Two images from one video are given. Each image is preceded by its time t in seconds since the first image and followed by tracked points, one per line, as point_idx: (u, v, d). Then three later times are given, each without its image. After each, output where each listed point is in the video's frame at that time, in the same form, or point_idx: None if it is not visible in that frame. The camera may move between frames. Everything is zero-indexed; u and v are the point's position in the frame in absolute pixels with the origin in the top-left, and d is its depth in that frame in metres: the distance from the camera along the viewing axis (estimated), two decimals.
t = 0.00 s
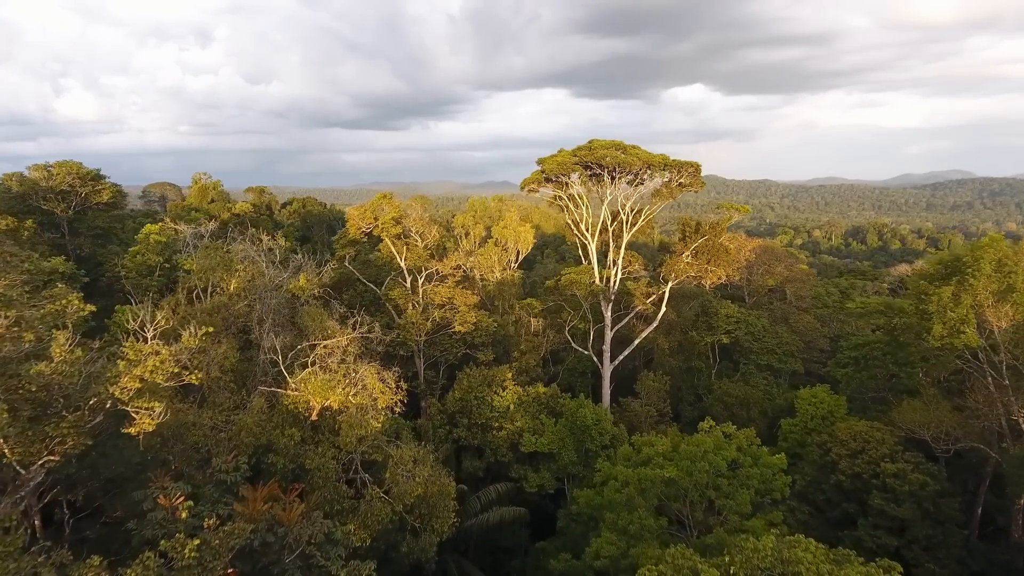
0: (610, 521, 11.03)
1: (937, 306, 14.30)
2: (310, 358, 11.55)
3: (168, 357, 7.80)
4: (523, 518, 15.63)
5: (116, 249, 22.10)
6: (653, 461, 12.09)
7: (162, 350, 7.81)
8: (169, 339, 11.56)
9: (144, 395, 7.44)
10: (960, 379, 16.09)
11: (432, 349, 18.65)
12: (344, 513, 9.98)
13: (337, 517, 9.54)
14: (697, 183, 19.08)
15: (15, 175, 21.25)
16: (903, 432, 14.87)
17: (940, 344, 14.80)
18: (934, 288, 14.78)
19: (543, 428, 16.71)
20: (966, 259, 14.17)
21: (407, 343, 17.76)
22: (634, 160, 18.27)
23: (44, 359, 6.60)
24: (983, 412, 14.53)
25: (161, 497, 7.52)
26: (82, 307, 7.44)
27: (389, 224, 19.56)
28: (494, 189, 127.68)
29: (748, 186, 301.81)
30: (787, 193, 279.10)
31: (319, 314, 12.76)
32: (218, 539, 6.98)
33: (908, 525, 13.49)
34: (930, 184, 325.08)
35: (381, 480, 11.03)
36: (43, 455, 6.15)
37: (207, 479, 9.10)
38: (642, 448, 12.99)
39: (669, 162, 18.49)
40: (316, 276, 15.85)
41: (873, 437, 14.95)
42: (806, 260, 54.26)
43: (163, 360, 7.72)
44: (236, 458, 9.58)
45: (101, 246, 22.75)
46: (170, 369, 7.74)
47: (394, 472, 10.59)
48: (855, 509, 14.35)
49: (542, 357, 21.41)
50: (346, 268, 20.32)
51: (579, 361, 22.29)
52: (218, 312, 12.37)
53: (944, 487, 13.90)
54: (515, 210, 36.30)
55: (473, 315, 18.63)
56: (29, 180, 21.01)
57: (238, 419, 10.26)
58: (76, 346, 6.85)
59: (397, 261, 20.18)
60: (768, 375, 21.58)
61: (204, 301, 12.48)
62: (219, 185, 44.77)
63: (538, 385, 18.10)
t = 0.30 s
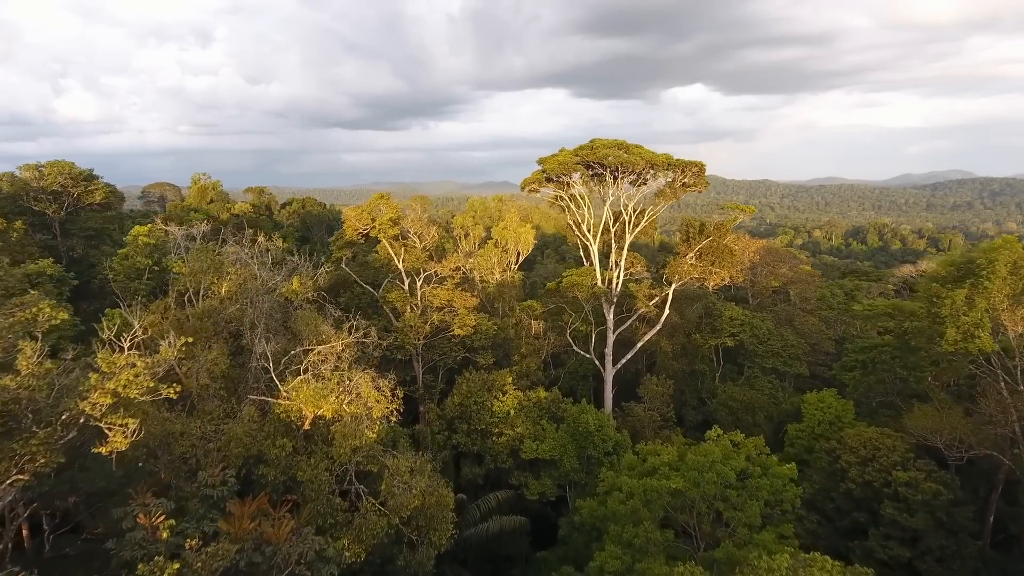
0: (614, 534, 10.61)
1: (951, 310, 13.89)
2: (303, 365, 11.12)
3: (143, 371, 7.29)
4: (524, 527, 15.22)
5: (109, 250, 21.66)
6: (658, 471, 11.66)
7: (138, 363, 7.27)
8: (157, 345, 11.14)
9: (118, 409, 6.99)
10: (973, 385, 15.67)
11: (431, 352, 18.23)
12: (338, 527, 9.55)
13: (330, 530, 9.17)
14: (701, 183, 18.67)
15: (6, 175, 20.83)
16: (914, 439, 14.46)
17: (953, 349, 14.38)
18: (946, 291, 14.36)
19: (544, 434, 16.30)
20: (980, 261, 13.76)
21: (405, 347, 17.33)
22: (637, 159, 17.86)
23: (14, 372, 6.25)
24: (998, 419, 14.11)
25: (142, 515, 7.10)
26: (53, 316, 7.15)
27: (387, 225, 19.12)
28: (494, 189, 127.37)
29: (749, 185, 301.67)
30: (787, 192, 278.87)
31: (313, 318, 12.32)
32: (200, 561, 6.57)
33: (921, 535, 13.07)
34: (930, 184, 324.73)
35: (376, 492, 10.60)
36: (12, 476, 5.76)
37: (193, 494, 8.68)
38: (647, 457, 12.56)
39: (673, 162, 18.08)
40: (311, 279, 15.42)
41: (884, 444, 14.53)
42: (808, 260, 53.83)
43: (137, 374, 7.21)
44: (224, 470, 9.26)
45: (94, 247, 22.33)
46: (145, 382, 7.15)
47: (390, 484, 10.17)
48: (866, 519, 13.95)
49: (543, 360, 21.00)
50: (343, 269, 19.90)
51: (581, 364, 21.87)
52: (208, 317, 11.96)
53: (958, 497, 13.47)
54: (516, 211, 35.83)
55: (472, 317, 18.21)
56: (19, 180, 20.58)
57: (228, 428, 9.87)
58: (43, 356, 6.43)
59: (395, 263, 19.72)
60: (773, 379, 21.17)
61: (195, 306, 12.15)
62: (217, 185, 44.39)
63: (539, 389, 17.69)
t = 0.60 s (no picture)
0: (618, 546, 10.24)
1: (963, 313, 13.53)
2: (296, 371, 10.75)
3: (117, 385, 7.13)
4: (525, 536, 14.87)
5: (102, 251, 21.29)
6: (663, 480, 11.31)
7: (113, 377, 7.13)
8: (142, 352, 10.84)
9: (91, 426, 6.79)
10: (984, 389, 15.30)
11: (429, 356, 17.87)
12: (331, 540, 9.19)
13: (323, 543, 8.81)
14: (704, 183, 18.32)
15: None
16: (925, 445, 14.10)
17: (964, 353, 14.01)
18: (957, 293, 14.02)
19: (545, 440, 15.92)
20: (993, 263, 13.40)
21: (403, 350, 16.97)
22: (640, 158, 17.51)
23: None
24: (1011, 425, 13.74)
25: (121, 534, 6.72)
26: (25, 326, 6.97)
27: (384, 226, 18.77)
28: (492, 188, 127.23)
29: (748, 185, 301.33)
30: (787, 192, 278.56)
31: (307, 322, 11.95)
32: None
33: (933, 545, 12.70)
34: (930, 184, 324.54)
35: (372, 502, 10.23)
36: None
37: (180, 507, 8.32)
38: (651, 465, 12.20)
39: (676, 162, 17.74)
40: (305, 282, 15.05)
41: (894, 450, 14.18)
42: (808, 260, 53.56)
43: (111, 389, 7.00)
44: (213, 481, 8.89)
45: (87, 249, 21.98)
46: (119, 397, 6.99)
47: (386, 494, 9.80)
48: (876, 528, 13.59)
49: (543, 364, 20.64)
50: (340, 271, 19.56)
51: (582, 367, 21.50)
52: (199, 321, 11.63)
53: (971, 505, 13.10)
54: (516, 211, 35.46)
55: (472, 320, 17.84)
56: (10, 180, 20.21)
57: (218, 437, 9.51)
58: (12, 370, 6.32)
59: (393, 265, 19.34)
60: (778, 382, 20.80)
61: (185, 311, 11.82)
62: (218, 185, 44.06)
63: (540, 393, 17.33)
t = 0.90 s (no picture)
0: (623, 562, 9.82)
1: (978, 317, 13.09)
2: (286, 379, 10.32)
3: (83, 404, 7.02)
4: (525, 546, 14.45)
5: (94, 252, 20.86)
6: (669, 492, 10.89)
7: (78, 394, 7.00)
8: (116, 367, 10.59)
9: (54, 448, 6.65)
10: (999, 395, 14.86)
11: (427, 359, 17.44)
12: (323, 557, 8.77)
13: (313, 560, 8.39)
14: (709, 183, 17.89)
15: None
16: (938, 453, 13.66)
17: (980, 358, 13.57)
18: (972, 297, 13.60)
19: (546, 447, 15.49)
20: (1010, 266, 12.96)
21: (401, 354, 16.55)
22: (644, 158, 17.07)
23: None
24: None
25: (94, 559, 6.29)
26: None
27: (381, 227, 18.33)
28: (491, 188, 126.86)
29: (747, 185, 301.64)
30: (787, 192, 278.32)
31: (300, 327, 11.49)
32: None
33: (947, 557, 12.28)
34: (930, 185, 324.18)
35: (367, 515, 9.81)
36: None
37: (163, 524, 7.92)
38: (656, 475, 11.78)
39: (680, 161, 17.31)
40: (298, 285, 14.63)
41: (905, 459, 13.77)
42: (810, 260, 53.02)
43: (76, 406, 6.91)
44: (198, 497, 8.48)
45: (79, 250, 21.56)
46: (83, 415, 6.94)
47: (380, 508, 9.37)
48: (888, 539, 13.17)
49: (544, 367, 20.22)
50: (336, 273, 19.14)
51: (584, 370, 21.08)
52: (187, 327, 11.22)
53: (987, 516, 12.67)
54: (516, 211, 35.00)
55: (471, 323, 17.40)
56: None
57: (205, 449, 9.09)
58: None
59: (391, 266, 18.90)
60: (784, 386, 20.36)
61: (174, 316, 11.49)
62: (215, 185, 43.76)
63: (541, 398, 16.91)
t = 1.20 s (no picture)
0: None
1: (993, 321, 12.72)
2: (278, 387, 9.93)
3: (47, 421, 6.68)
4: (526, 556, 14.06)
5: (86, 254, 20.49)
6: (675, 503, 10.51)
7: (43, 412, 6.69)
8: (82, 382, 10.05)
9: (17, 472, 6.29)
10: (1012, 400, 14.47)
11: (425, 363, 17.06)
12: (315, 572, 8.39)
13: None
14: (714, 183, 17.51)
15: None
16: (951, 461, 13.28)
17: (994, 363, 13.19)
18: (986, 300, 13.23)
19: (547, 453, 15.11)
20: None
21: (398, 357, 16.17)
22: (647, 157, 16.69)
23: None
24: None
25: None
26: None
27: (379, 228, 17.91)
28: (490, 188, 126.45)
29: (746, 186, 301.14)
30: (786, 193, 277.83)
31: (293, 332, 11.10)
32: None
33: (961, 568, 11.91)
34: (930, 185, 323.86)
35: (361, 528, 9.42)
36: None
37: (146, 541, 7.54)
38: (661, 485, 11.40)
39: (684, 160, 16.93)
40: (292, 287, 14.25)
41: (916, 466, 13.39)
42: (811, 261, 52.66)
43: (40, 423, 6.58)
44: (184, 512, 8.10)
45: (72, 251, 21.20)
46: (46, 432, 6.61)
47: (375, 521, 8.99)
48: (900, 549, 12.79)
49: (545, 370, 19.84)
50: (333, 275, 18.75)
51: (585, 374, 20.70)
52: (177, 332, 10.85)
53: (1002, 526, 12.29)
54: (516, 211, 34.61)
55: (470, 326, 17.02)
56: None
57: (192, 460, 8.72)
58: None
59: (388, 268, 18.51)
60: (789, 390, 19.98)
61: (164, 321, 11.12)
62: (214, 185, 43.49)
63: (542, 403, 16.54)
